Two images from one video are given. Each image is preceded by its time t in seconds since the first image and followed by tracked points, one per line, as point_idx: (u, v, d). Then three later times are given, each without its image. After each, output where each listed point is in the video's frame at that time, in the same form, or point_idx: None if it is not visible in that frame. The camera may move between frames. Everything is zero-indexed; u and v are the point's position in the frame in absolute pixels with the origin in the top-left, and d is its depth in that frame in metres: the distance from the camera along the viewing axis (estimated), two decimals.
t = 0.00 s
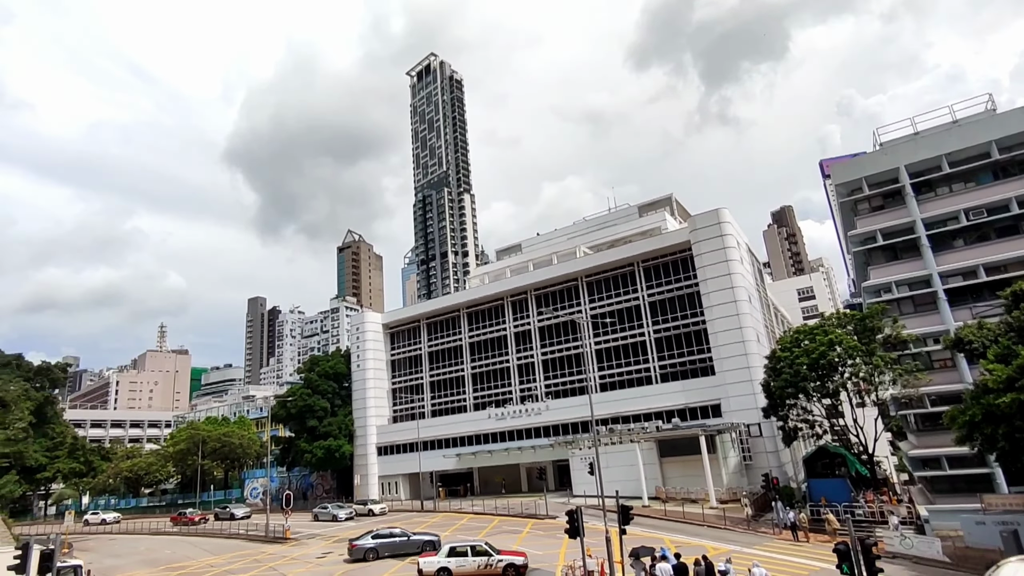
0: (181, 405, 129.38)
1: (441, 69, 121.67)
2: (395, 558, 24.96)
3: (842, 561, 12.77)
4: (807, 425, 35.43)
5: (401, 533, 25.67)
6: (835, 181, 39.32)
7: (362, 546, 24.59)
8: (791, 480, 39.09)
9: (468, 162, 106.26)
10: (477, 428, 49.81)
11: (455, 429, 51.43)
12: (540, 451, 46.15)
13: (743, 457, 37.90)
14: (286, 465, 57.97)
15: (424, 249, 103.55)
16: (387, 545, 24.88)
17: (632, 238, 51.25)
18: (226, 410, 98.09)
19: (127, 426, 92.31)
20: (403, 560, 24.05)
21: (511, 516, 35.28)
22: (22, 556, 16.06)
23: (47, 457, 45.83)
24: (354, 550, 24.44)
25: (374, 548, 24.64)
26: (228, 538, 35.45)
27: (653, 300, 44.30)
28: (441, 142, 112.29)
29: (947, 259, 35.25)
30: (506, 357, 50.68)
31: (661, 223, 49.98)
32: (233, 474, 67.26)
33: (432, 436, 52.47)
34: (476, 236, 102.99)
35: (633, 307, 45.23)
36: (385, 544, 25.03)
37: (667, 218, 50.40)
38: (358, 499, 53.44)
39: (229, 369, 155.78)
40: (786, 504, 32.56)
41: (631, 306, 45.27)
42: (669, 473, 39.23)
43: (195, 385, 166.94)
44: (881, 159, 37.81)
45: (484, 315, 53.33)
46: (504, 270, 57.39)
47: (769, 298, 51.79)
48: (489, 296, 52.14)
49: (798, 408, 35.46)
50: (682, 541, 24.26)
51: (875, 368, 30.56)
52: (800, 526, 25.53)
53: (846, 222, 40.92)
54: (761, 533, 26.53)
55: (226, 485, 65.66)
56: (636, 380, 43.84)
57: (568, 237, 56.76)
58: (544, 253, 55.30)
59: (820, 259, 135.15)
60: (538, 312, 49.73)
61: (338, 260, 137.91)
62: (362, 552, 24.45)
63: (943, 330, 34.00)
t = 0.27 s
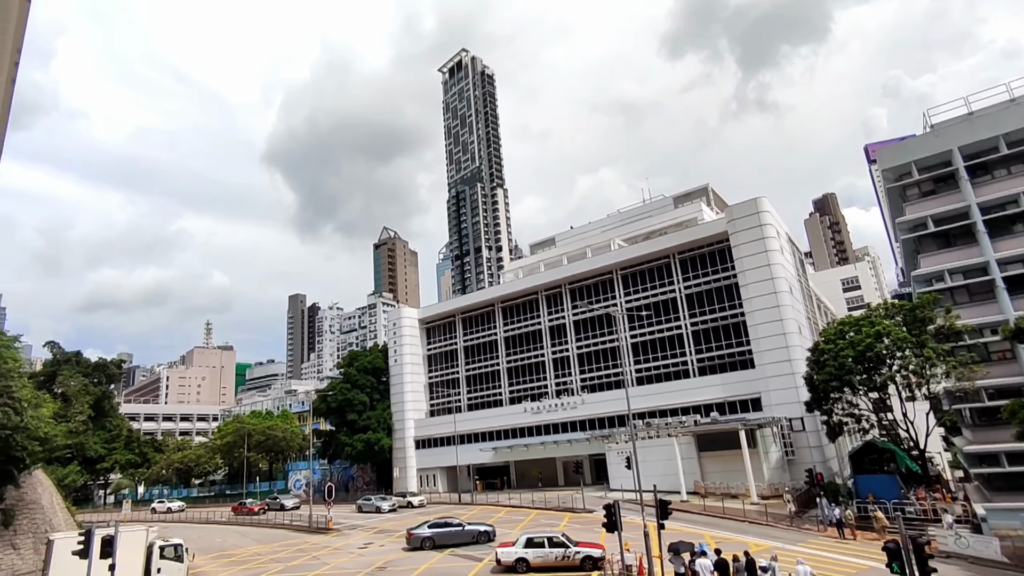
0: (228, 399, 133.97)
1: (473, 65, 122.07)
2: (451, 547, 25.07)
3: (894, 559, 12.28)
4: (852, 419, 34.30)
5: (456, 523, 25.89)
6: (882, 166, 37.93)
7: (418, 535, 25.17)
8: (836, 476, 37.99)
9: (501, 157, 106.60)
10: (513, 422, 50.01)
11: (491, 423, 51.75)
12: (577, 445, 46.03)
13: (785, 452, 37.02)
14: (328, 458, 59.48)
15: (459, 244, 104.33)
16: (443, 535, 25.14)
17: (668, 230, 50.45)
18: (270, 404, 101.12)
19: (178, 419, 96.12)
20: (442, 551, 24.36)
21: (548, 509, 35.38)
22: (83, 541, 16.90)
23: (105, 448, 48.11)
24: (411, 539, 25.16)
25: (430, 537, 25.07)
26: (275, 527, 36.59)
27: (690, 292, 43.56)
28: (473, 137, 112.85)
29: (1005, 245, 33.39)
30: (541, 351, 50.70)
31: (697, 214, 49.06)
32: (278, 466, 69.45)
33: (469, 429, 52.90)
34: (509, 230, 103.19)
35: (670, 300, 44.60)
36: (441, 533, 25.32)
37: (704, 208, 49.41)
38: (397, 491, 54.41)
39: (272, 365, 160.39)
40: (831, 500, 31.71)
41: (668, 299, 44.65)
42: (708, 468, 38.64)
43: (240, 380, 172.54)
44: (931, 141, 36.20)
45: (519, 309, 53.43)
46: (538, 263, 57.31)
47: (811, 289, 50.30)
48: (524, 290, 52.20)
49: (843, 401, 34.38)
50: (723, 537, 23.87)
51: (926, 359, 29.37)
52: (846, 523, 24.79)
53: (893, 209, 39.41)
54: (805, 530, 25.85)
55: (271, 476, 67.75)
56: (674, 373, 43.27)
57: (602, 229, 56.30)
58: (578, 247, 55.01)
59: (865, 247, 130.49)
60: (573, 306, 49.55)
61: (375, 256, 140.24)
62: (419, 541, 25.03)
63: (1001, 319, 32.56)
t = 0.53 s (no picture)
0: (268, 391, 137.90)
1: (502, 57, 121.84)
2: (501, 537, 25.21)
3: (940, 557, 11.87)
4: (897, 412, 33.11)
5: (508, 513, 25.99)
6: (928, 150, 36.58)
7: (470, 524, 25.56)
8: (879, 470, 36.90)
9: (530, 149, 106.32)
10: (546, 414, 50.08)
11: (524, 415, 51.89)
12: (609, 437, 45.84)
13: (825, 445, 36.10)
14: (364, 449, 60.66)
15: (490, 237, 104.65)
16: (494, 524, 25.34)
17: (701, 219, 49.54)
18: (308, 396, 103.66)
19: (221, 411, 99.42)
20: (476, 541, 24.63)
21: (581, 501, 35.39)
22: (135, 525, 17.72)
23: (153, 438, 50.14)
24: (464, 528, 25.57)
25: (482, 526, 25.39)
26: (314, 516, 37.56)
27: (724, 283, 42.75)
28: (503, 130, 112.79)
29: None
30: (573, 343, 50.56)
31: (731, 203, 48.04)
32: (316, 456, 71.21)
33: (502, 421, 53.14)
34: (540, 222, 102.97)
35: (704, 290, 43.87)
36: (493, 522, 25.53)
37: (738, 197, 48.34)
38: (432, 482, 55.17)
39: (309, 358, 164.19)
40: (874, 495, 30.86)
41: (701, 290, 43.92)
42: (744, 461, 37.98)
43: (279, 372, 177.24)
44: (981, 122, 34.62)
45: (550, 301, 53.33)
46: (570, 255, 57.05)
47: (852, 278, 48.78)
48: (555, 282, 52.06)
49: (886, 394, 33.23)
50: (759, 531, 23.47)
51: (976, 350, 28.30)
52: (890, 519, 24.06)
53: (940, 193, 37.84)
54: (847, 526, 25.17)
55: (309, 467, 69.54)
56: (708, 365, 42.62)
57: (633, 220, 55.67)
58: (610, 238, 54.54)
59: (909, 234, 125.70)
60: (604, 297, 49.21)
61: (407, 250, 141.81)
62: (470, 531, 25.36)
63: None
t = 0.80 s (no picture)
0: (302, 382, 141.14)
1: (528, 46, 120.95)
2: (547, 526, 25.34)
3: (986, 552, 11.49)
4: (939, 404, 31.98)
5: (555, 501, 26.06)
6: (974, 130, 35.08)
7: (517, 512, 25.65)
8: (920, 462, 35.85)
9: (558, 138, 105.63)
10: (575, 404, 50.04)
11: (553, 405, 51.92)
12: (639, 428, 45.59)
13: (862, 437, 35.22)
14: (396, 438, 61.66)
15: (517, 227, 104.58)
16: (540, 513, 25.45)
17: (733, 207, 48.56)
18: (341, 386, 105.78)
19: (258, 400, 102.21)
20: (507, 530, 24.80)
21: (611, 491, 35.37)
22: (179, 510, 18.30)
23: (194, 427, 51.83)
24: (510, 515, 25.68)
25: (527, 514, 25.51)
26: (347, 503, 38.41)
27: (756, 271, 41.89)
28: (530, 120, 112.27)
29: None
30: (602, 333, 50.32)
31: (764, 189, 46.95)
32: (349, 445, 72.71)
33: (531, 411, 53.25)
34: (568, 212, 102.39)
35: (735, 279, 43.08)
36: (539, 511, 25.63)
37: (772, 183, 47.19)
38: (462, 471, 55.78)
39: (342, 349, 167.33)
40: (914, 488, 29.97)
41: (733, 279, 43.14)
42: (778, 452, 37.33)
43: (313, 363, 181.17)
44: None
45: (579, 292, 53.11)
46: (598, 245, 56.64)
47: (891, 265, 47.26)
48: (584, 273, 51.78)
49: (928, 384, 32.12)
50: (793, 523, 23.09)
51: None
52: (931, 513, 23.37)
53: (986, 176, 36.37)
54: (885, 519, 24.54)
55: (343, 455, 71.04)
56: (740, 355, 41.93)
57: (663, 209, 54.93)
58: (639, 227, 53.94)
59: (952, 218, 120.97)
60: (634, 287, 48.75)
61: (436, 242, 142.76)
62: (516, 518, 25.48)
63: None
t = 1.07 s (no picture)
0: (331, 371, 143.65)
1: (552, 33, 119.81)
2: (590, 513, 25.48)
3: None
4: (978, 394, 31.09)
5: (598, 490, 26.07)
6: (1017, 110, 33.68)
7: (559, 499, 25.83)
8: (957, 454, 34.88)
9: (582, 127, 104.74)
10: (601, 393, 49.93)
11: (579, 395, 51.91)
12: (666, 417, 45.30)
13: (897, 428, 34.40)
14: (423, 427, 62.45)
15: (542, 217, 104.24)
16: (583, 500, 25.53)
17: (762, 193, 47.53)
18: (369, 376, 107.39)
19: (288, 389, 104.44)
20: (534, 517, 24.98)
21: (637, 480, 35.32)
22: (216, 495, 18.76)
23: (228, 415, 53.30)
24: (553, 503, 25.87)
25: (570, 501, 25.63)
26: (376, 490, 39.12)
27: (787, 259, 41.04)
28: (554, 108, 111.54)
29: None
30: (628, 323, 49.98)
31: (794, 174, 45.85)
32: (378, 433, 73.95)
33: (557, 401, 53.34)
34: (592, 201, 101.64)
35: (765, 267, 42.28)
36: (581, 499, 25.72)
37: (803, 168, 46.03)
38: (488, 459, 56.26)
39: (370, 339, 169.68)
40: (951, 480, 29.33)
41: (763, 266, 42.35)
42: (808, 443, 36.75)
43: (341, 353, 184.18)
44: None
45: (605, 281, 52.79)
46: (624, 234, 56.12)
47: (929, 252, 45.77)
48: (609, 261, 51.41)
49: (968, 374, 31.18)
50: (825, 515, 22.74)
51: None
52: (970, 506, 22.74)
53: None
54: (920, 512, 24.00)
55: (371, 443, 72.20)
56: (769, 344, 41.25)
57: (690, 196, 54.12)
58: (665, 215, 53.27)
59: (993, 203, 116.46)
60: (660, 276, 48.26)
61: (461, 232, 143.21)
62: (559, 505, 25.63)
63: None
